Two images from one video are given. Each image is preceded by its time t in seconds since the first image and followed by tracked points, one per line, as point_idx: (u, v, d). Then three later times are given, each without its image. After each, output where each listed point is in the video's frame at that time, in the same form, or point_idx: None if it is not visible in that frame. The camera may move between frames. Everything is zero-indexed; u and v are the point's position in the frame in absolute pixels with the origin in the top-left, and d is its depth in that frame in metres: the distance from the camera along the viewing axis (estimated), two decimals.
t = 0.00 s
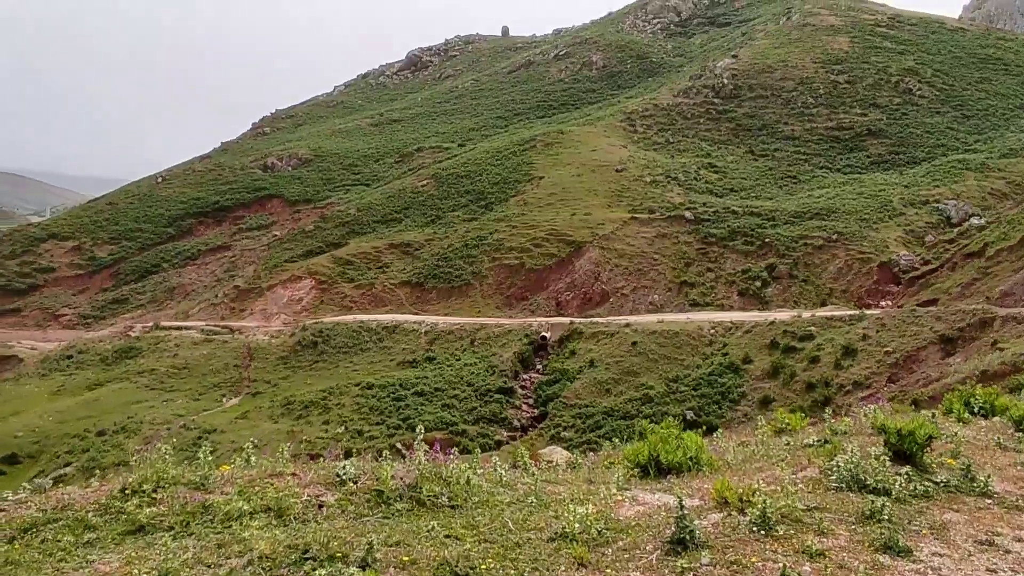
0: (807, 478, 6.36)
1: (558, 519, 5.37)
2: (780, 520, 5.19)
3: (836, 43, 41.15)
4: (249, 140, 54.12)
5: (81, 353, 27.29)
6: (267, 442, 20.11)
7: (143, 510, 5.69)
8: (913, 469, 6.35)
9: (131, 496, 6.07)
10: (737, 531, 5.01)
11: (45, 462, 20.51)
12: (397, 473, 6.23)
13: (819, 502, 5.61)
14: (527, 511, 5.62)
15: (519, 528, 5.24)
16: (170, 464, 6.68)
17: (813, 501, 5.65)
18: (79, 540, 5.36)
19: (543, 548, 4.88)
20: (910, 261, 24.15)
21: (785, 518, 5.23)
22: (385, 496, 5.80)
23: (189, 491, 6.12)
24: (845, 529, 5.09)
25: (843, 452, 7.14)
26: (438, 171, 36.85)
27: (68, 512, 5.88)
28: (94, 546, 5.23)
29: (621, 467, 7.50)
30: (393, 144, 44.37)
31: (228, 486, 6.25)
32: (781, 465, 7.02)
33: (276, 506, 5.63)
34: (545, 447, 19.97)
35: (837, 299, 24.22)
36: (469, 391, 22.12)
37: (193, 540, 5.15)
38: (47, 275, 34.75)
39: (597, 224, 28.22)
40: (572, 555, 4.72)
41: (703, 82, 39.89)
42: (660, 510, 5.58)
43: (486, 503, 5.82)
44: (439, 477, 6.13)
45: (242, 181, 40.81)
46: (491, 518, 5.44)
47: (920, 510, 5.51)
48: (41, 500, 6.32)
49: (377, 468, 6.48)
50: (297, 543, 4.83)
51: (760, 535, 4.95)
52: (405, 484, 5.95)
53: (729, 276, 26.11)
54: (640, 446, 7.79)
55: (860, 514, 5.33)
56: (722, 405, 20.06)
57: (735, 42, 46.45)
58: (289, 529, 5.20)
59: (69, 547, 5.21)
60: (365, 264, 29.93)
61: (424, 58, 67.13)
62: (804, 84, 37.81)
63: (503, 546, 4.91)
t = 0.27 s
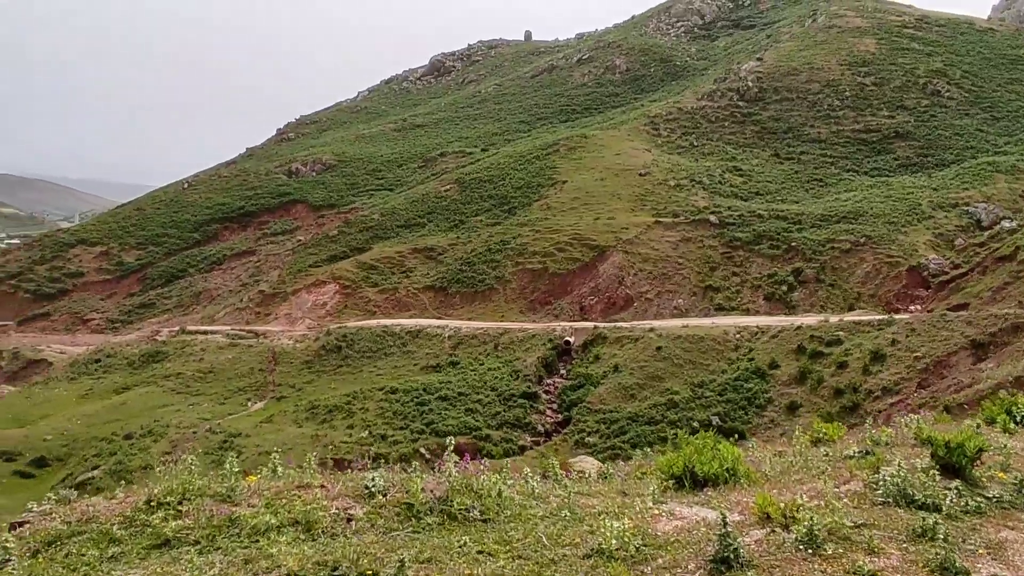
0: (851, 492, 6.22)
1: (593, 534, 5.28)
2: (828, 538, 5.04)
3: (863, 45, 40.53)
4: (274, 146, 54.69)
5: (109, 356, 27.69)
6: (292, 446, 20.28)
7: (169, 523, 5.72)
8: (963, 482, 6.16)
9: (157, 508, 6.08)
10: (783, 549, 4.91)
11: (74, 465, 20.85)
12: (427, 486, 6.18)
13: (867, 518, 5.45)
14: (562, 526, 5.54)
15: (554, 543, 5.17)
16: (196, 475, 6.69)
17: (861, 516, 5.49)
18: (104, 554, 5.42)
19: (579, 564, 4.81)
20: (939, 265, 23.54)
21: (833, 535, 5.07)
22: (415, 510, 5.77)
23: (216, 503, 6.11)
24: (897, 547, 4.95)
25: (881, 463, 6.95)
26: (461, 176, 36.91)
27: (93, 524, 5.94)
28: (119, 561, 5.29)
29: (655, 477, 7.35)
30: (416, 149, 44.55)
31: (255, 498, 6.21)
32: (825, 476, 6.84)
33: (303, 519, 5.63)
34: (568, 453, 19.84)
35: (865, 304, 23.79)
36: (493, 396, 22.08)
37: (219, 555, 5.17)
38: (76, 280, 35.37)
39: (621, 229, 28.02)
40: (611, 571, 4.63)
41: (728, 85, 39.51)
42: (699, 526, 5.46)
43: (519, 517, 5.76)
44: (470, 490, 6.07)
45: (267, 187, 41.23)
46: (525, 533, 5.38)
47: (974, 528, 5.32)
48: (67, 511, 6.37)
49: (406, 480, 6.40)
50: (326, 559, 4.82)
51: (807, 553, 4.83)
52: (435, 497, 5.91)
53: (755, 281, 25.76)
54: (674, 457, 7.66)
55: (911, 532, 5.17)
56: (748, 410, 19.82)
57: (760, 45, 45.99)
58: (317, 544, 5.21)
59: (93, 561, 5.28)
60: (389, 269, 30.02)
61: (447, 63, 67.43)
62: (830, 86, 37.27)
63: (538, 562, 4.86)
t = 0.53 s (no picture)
0: (904, 501, 6.31)
1: (638, 547, 5.21)
2: (888, 552, 5.05)
3: (884, 44, 39.99)
4: (294, 151, 55.05)
5: (132, 361, 27.96)
6: (315, 451, 20.43)
7: (202, 536, 5.69)
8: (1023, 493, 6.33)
9: (189, 520, 6.04)
10: (842, 563, 4.94)
11: (99, 469, 21.06)
12: (464, 496, 6.11)
13: (927, 531, 5.51)
14: (605, 537, 5.46)
15: (598, 558, 5.09)
16: (227, 485, 6.64)
17: (920, 529, 5.55)
18: (136, 568, 5.41)
19: None
20: (964, 266, 23.10)
21: (893, 550, 5.10)
22: (454, 521, 5.75)
23: (248, 515, 6.06)
24: (961, 563, 4.99)
25: (931, 477, 6.88)
26: (480, 180, 36.92)
27: (123, 536, 5.94)
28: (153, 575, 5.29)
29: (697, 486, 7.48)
30: (435, 153, 44.62)
31: (288, 509, 6.16)
32: (876, 486, 6.90)
33: (340, 531, 5.63)
34: (589, 457, 19.69)
35: (888, 306, 23.39)
36: (513, 400, 22.03)
37: (255, 569, 5.16)
38: (100, 286, 35.81)
39: (641, 231, 27.81)
40: None
41: (747, 86, 39.17)
42: (750, 537, 5.47)
43: (560, 528, 5.67)
44: (508, 500, 6.04)
45: (287, 192, 41.49)
46: (567, 546, 5.31)
47: None
48: (96, 523, 6.38)
49: (443, 490, 6.35)
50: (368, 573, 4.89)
51: (867, 568, 4.84)
52: (473, 508, 5.88)
53: (776, 283, 25.42)
54: (715, 465, 7.75)
55: (974, 546, 5.23)
56: (771, 414, 19.59)
57: (779, 46, 45.57)
58: (355, 558, 5.23)
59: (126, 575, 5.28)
60: (408, 273, 30.05)
61: (464, 68, 67.60)
62: (851, 87, 36.80)
63: None
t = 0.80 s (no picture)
0: (966, 514, 6.08)
1: (689, 560, 5.19)
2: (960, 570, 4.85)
3: (907, 40, 39.34)
4: (315, 153, 55.40)
5: (155, 363, 28.22)
6: (336, 452, 20.52)
7: (239, 549, 5.55)
8: None
9: (225, 532, 5.90)
10: None
11: (124, 470, 21.28)
12: (505, 507, 6.12)
13: (997, 546, 5.30)
14: (654, 549, 5.46)
15: (648, 570, 5.05)
16: (262, 494, 6.48)
17: (988, 543, 5.37)
18: None
19: None
20: (991, 264, 22.75)
21: (965, 567, 4.90)
22: (497, 534, 5.72)
23: (285, 526, 5.93)
24: None
25: (988, 488, 6.72)
26: (499, 180, 36.88)
27: (158, 550, 5.87)
28: None
29: (740, 492, 7.43)
30: (454, 154, 44.66)
31: (325, 521, 6.06)
32: (931, 496, 6.73)
33: (380, 544, 5.53)
34: (611, 458, 19.52)
35: (914, 305, 22.93)
36: (534, 401, 21.94)
37: None
38: (124, 288, 36.25)
39: (662, 231, 27.56)
40: None
41: (769, 84, 38.74)
42: (805, 551, 5.38)
43: (605, 540, 5.65)
44: (553, 511, 6.05)
45: (308, 194, 41.72)
46: (615, 558, 5.26)
47: None
48: (129, 535, 6.32)
49: (482, 500, 6.28)
50: None
51: None
52: (516, 520, 5.86)
53: (799, 282, 25.02)
54: (759, 471, 7.63)
55: None
56: (795, 415, 19.31)
57: (801, 43, 45.08)
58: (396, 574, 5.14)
59: None
60: (428, 273, 30.06)
61: (483, 68, 67.67)
62: (874, 84, 36.23)
63: None
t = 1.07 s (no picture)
0: None
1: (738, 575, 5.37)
2: None
3: (931, 37, 38.69)
4: (335, 155, 55.69)
5: (178, 364, 28.46)
6: (357, 453, 20.56)
7: (271, 562, 5.43)
8: None
9: (254, 543, 5.75)
10: None
11: (148, 471, 21.46)
12: (546, 516, 6.15)
13: None
14: (700, 563, 5.61)
15: None
16: (290, 502, 6.33)
17: None
18: None
19: None
20: (1019, 262, 21.84)
21: None
22: (537, 545, 5.74)
23: (317, 537, 5.82)
24: None
25: None
26: (519, 181, 36.80)
27: (185, 561, 5.69)
28: None
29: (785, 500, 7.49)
30: (473, 155, 44.67)
31: (357, 531, 5.94)
32: (984, 505, 6.79)
33: (415, 556, 5.49)
34: (632, 459, 19.32)
35: (940, 305, 22.50)
36: (555, 402, 21.83)
37: None
38: (147, 289, 36.63)
39: (683, 231, 27.30)
40: None
41: (790, 82, 38.29)
42: (857, 563, 5.59)
43: (650, 553, 5.79)
44: (592, 520, 6.13)
45: (328, 195, 41.92)
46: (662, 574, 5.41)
47: None
48: (154, 546, 6.14)
49: (519, 510, 6.27)
50: None
51: None
52: (556, 530, 5.90)
53: (822, 282, 24.64)
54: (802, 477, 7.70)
55: None
56: (819, 416, 19.01)
57: (822, 41, 44.54)
58: None
59: None
60: (448, 274, 30.05)
61: (502, 69, 67.64)
62: (897, 81, 35.65)
63: None
